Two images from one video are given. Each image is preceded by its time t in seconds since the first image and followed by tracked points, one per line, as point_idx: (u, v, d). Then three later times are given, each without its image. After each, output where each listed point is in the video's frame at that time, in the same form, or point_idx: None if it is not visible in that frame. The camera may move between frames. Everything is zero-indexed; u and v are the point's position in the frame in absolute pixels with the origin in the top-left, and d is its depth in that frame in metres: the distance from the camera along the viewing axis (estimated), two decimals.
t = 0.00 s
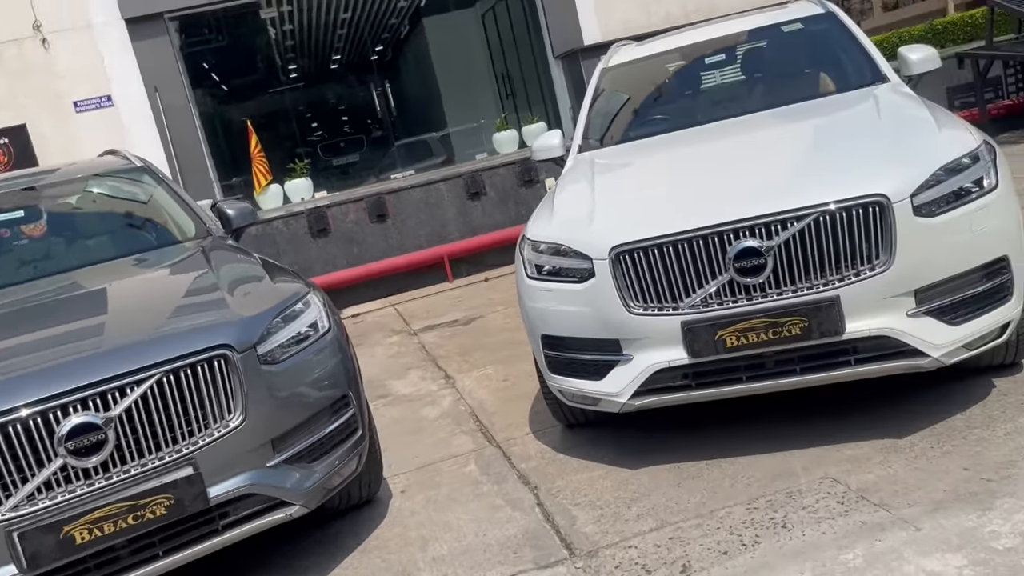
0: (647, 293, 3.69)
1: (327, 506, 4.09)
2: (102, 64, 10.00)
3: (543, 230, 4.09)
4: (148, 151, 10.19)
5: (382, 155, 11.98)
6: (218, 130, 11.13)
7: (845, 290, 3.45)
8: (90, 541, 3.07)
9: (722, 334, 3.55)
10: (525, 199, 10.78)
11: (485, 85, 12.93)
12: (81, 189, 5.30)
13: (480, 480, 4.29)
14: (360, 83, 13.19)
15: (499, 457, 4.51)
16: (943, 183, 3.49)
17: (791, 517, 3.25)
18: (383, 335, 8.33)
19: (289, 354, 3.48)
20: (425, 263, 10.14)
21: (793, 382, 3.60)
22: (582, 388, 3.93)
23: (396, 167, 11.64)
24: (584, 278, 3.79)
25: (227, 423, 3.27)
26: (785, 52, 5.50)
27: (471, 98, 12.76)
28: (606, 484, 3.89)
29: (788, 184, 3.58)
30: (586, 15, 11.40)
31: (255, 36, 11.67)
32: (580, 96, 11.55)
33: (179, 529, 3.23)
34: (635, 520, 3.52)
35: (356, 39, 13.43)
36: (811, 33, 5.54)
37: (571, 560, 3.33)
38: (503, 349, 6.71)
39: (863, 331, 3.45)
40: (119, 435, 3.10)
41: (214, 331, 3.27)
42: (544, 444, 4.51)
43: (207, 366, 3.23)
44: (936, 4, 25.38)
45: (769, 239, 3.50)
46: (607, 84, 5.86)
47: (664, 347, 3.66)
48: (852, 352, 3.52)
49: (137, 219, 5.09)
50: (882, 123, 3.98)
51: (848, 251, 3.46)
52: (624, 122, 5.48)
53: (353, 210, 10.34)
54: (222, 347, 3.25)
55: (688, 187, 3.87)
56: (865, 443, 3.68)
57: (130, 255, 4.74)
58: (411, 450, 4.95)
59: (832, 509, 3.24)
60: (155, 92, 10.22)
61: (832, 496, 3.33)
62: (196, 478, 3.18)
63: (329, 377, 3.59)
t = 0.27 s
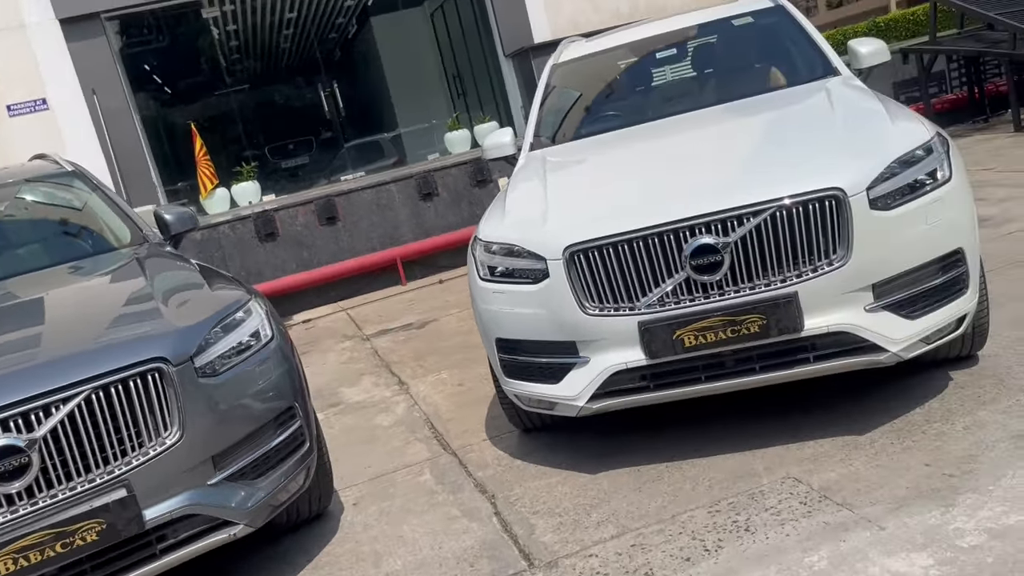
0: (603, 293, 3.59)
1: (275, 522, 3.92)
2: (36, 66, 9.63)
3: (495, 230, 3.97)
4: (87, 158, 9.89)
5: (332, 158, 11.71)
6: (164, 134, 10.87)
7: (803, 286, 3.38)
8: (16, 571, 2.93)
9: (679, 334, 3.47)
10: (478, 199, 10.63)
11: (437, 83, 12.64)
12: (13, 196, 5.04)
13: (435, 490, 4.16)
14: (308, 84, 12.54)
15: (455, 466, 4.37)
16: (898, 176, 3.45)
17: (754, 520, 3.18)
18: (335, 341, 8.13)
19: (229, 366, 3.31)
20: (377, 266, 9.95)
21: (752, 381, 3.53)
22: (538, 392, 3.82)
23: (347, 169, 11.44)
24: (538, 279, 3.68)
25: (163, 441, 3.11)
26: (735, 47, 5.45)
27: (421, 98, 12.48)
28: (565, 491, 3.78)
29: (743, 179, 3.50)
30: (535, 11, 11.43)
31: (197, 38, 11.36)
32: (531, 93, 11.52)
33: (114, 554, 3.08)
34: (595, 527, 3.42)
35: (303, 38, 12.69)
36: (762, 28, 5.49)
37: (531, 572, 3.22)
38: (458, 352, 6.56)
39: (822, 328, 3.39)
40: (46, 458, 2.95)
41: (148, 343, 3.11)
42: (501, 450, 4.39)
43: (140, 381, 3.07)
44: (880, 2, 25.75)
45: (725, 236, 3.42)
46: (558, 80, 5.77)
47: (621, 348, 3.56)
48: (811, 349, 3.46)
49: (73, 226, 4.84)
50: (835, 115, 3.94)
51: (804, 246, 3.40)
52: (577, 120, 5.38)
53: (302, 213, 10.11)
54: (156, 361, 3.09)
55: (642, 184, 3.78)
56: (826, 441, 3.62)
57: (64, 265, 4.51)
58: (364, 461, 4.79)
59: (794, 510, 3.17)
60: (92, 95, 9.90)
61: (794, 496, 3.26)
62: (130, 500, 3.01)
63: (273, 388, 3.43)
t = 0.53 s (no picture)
0: (564, 294, 3.45)
1: (221, 537, 3.73)
2: None
3: (451, 229, 3.80)
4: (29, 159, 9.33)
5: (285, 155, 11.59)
6: (111, 131, 10.55)
7: (769, 285, 3.28)
8: None
9: (643, 335, 3.34)
10: (436, 199, 10.39)
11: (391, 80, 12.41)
12: None
13: (390, 501, 3.98)
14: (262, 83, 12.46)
15: (411, 475, 4.20)
16: (864, 171, 3.36)
17: (722, 528, 3.06)
18: (288, 345, 7.88)
19: (167, 375, 3.12)
20: (332, 266, 9.71)
21: (719, 383, 3.41)
22: (497, 397, 3.66)
23: (301, 168, 11.31)
24: (496, 279, 3.54)
25: (94, 456, 2.93)
26: (694, 42, 5.35)
27: (376, 95, 12.27)
28: (525, 500, 3.64)
29: (708, 175, 3.39)
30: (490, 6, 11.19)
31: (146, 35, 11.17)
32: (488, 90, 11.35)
33: None
34: (558, 538, 3.28)
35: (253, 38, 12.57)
36: (721, 23, 5.41)
37: None
38: (414, 355, 6.38)
39: (788, 327, 3.29)
40: None
41: (78, 352, 2.92)
42: (459, 458, 4.23)
43: (68, 394, 2.89)
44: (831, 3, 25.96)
45: (689, 234, 3.30)
46: (516, 76, 5.62)
47: (583, 351, 3.43)
48: (778, 350, 3.35)
49: (5, 228, 4.57)
50: (799, 110, 3.84)
51: (770, 244, 3.30)
52: (535, 117, 5.24)
53: (254, 213, 9.82)
54: (86, 371, 2.90)
55: (604, 180, 3.65)
56: (793, 443, 3.53)
57: None
58: (316, 471, 4.59)
59: (764, 517, 3.06)
60: (33, 92, 9.49)
61: (763, 502, 3.16)
62: (56, 522, 2.86)
63: (216, 397, 3.24)
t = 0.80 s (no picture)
0: (533, 300, 3.29)
1: (168, 555, 3.52)
2: None
3: (415, 230, 3.62)
4: None
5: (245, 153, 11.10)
6: (64, 127, 10.27)
7: (747, 292, 3.15)
8: None
9: (615, 344, 3.19)
10: (399, 198, 10.18)
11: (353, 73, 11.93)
12: None
13: (349, 515, 3.79)
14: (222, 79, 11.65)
15: (371, 487, 4.01)
16: (843, 175, 3.25)
17: (697, 546, 2.93)
18: (244, 347, 7.63)
19: (107, 386, 2.93)
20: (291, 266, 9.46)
21: (693, 394, 3.28)
22: (462, 407, 3.49)
23: (260, 165, 10.92)
24: (462, 284, 3.37)
25: (25, 474, 2.75)
26: (664, 41, 5.23)
27: (338, 88, 11.81)
28: (491, 515, 3.47)
29: (684, 177, 3.25)
30: (458, 9, 11.06)
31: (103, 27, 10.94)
32: (452, 88, 11.26)
33: None
34: (525, 557, 3.12)
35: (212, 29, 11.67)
36: (692, 22, 5.29)
37: None
38: (375, 360, 6.18)
39: (766, 336, 3.16)
40: None
41: (9, 362, 2.74)
42: (422, 469, 4.05)
43: None
44: (790, 9, 26.15)
45: (664, 238, 3.16)
46: (482, 73, 5.45)
47: (553, 359, 3.27)
48: (755, 360, 3.22)
49: None
50: (776, 111, 3.72)
51: (748, 249, 3.17)
52: (501, 115, 5.08)
53: (210, 210, 9.54)
54: (17, 383, 2.73)
55: (575, 181, 3.49)
56: (769, 456, 3.41)
57: None
58: (272, 482, 4.38)
59: (741, 534, 2.94)
60: None
61: (739, 519, 3.03)
62: None
63: (162, 409, 3.05)
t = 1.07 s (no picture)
0: (505, 307, 3.14)
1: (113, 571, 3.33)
2: None
3: (383, 231, 3.45)
4: None
5: (211, 146, 10.93)
6: (21, 114, 10.08)
7: (729, 304, 3.03)
8: None
9: (591, 356, 3.05)
10: (367, 195, 9.94)
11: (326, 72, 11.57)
12: None
13: (307, 529, 3.61)
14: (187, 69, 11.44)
15: (331, 499, 3.84)
16: (829, 184, 3.14)
17: (673, 569, 2.80)
18: (203, 347, 7.39)
19: (46, 393, 2.73)
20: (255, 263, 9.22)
21: (670, 409, 3.14)
22: (429, 419, 3.33)
23: (224, 159, 10.79)
24: (432, 290, 3.21)
25: None
26: (642, 42, 5.10)
27: (308, 83, 11.45)
28: (457, 532, 3.31)
29: (665, 182, 3.12)
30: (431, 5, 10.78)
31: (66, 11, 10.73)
32: (424, 84, 10.99)
33: None
34: None
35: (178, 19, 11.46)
36: (671, 23, 5.17)
37: None
38: (339, 363, 5.98)
39: (747, 350, 3.04)
40: None
41: None
42: (385, 481, 3.88)
43: None
44: (763, 16, 26.32)
45: (644, 246, 3.03)
46: (456, 70, 5.28)
47: (526, 371, 3.12)
48: (735, 374, 3.09)
49: None
50: (759, 116, 3.61)
51: (730, 259, 3.04)
52: (474, 114, 4.92)
53: (172, 204, 9.26)
54: None
55: (551, 184, 3.35)
56: (747, 473, 3.29)
57: None
58: (227, 492, 4.18)
59: (718, 557, 2.81)
60: None
61: (717, 540, 2.90)
62: None
63: (108, 417, 2.85)
